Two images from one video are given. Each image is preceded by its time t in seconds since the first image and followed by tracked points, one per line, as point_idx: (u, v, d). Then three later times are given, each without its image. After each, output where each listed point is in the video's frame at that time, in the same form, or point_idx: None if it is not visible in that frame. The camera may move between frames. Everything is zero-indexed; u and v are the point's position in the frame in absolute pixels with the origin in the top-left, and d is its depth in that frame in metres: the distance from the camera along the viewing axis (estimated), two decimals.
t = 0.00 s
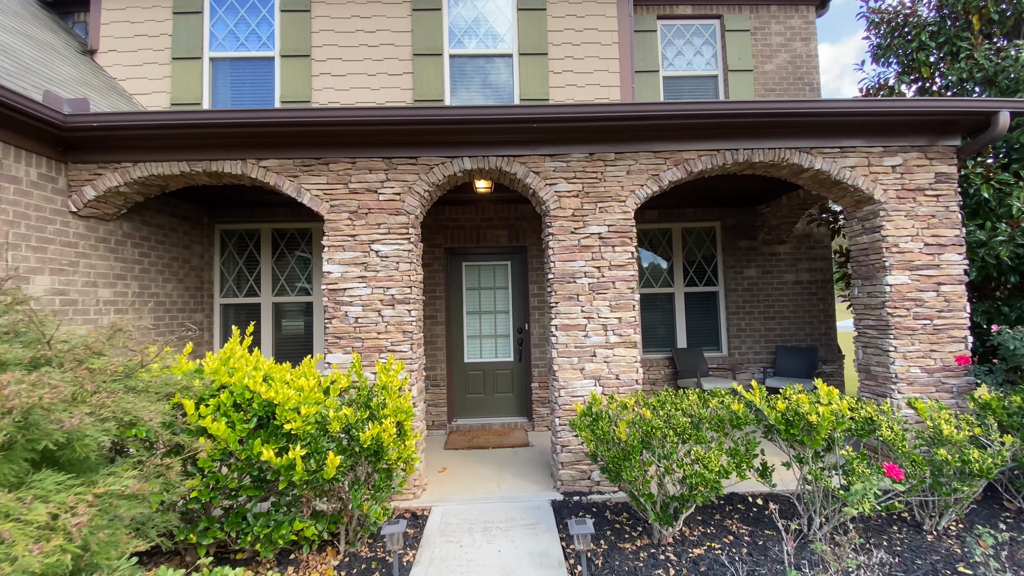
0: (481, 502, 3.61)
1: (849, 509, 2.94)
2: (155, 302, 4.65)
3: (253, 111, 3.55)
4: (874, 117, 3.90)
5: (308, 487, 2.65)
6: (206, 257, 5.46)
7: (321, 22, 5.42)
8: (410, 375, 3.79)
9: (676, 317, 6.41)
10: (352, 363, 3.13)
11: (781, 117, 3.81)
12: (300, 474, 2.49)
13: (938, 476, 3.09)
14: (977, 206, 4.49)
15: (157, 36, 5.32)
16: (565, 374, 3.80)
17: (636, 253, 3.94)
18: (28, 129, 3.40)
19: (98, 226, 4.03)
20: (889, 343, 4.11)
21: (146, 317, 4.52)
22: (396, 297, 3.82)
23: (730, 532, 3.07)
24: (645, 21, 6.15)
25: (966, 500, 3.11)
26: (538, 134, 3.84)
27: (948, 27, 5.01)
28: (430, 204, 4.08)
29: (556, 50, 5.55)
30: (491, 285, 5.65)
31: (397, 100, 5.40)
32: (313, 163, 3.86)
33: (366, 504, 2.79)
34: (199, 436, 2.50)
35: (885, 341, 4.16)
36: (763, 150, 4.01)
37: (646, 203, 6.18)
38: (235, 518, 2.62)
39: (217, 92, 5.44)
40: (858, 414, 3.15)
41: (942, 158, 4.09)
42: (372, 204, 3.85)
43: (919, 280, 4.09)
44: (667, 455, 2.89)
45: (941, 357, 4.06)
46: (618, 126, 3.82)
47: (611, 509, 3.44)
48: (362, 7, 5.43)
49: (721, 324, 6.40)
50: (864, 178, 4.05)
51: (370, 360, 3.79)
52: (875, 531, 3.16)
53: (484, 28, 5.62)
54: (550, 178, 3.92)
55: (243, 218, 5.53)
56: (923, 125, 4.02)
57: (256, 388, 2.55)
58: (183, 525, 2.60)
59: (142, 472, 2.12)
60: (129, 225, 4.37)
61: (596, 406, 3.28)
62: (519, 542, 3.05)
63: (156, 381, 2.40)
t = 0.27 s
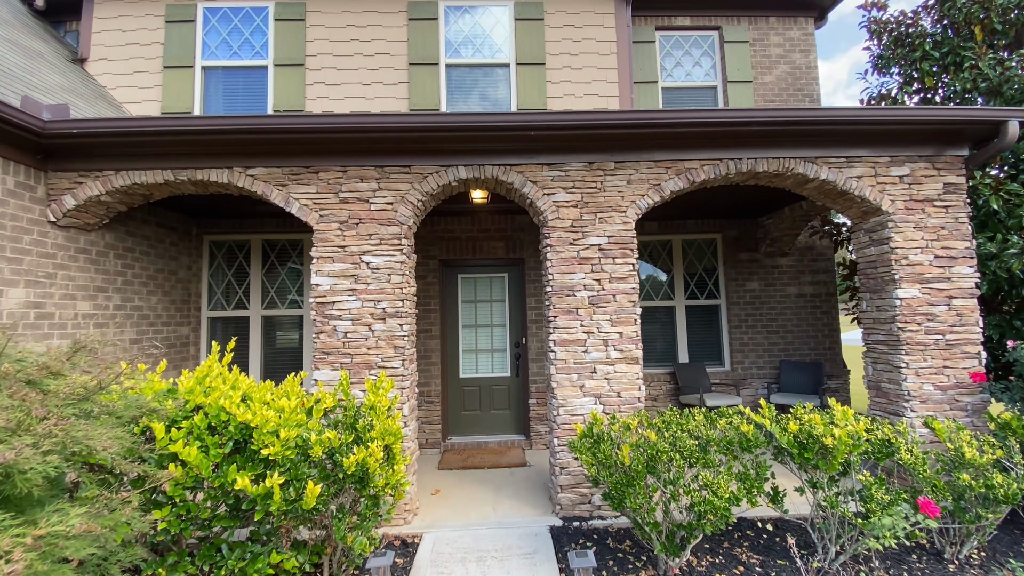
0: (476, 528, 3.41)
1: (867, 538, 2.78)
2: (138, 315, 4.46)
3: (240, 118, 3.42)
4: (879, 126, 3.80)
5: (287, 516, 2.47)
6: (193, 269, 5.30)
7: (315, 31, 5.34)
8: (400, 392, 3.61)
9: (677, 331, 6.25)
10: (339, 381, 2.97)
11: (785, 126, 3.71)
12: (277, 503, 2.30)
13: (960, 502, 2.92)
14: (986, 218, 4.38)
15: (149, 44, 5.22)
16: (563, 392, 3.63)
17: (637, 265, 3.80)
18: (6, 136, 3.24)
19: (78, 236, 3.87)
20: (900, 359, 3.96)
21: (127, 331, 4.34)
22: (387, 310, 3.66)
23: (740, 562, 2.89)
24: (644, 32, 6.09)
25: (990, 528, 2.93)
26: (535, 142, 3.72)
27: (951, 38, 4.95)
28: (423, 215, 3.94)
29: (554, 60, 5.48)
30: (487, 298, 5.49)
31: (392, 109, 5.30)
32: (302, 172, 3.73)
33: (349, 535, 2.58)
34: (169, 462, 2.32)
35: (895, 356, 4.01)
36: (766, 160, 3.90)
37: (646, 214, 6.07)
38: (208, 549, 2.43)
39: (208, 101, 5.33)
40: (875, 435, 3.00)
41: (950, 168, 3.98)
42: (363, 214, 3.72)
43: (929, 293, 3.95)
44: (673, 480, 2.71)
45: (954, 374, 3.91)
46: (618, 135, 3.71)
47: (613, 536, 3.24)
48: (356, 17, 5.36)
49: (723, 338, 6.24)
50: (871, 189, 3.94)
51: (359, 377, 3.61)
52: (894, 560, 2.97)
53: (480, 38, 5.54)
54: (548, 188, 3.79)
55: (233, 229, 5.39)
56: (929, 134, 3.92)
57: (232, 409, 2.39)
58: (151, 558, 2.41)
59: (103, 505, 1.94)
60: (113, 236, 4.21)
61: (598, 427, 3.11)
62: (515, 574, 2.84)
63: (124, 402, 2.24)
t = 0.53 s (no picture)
0: (474, 560, 3.20)
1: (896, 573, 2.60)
2: (125, 332, 4.29)
3: (234, 129, 3.33)
4: (888, 139, 3.73)
5: (270, 551, 2.27)
6: (185, 285, 5.15)
7: (315, 46, 5.31)
8: (395, 414, 3.44)
9: (682, 349, 6.08)
10: (330, 402, 2.81)
11: (793, 138, 3.63)
12: (260, 537, 2.11)
13: (992, 533, 2.74)
14: (999, 233, 4.27)
15: (146, 58, 5.17)
16: (567, 413, 3.45)
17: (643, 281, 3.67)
18: None
19: (64, 250, 3.72)
20: (917, 378, 3.80)
21: (113, 349, 4.16)
22: (382, 327, 3.51)
23: None
24: (644, 49, 6.09)
25: None
26: (537, 154, 3.63)
27: (954, 52, 4.95)
28: (422, 228, 3.82)
29: (554, 76, 5.45)
30: (487, 314, 5.34)
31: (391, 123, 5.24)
32: (297, 184, 3.62)
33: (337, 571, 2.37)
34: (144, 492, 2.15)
35: (912, 376, 3.85)
36: (774, 173, 3.80)
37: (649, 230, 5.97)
38: None
39: (205, 115, 5.26)
40: (900, 461, 2.85)
41: (962, 182, 3.89)
42: (359, 227, 3.59)
43: (945, 310, 3.82)
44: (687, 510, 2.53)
45: (973, 394, 3.75)
46: (622, 147, 3.62)
47: (622, 570, 3.03)
48: (356, 32, 5.35)
49: (729, 356, 6.07)
50: (882, 203, 3.84)
51: (352, 398, 3.44)
52: None
53: (481, 53, 5.52)
54: (550, 201, 3.67)
55: (226, 243, 5.26)
56: (939, 147, 3.84)
57: (213, 434, 2.23)
58: None
59: (64, 543, 1.75)
60: (101, 250, 4.06)
61: (605, 451, 2.94)
62: None
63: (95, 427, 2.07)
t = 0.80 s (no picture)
0: None
1: None
2: (116, 356, 4.14)
3: (233, 146, 3.25)
4: (900, 157, 3.66)
5: None
6: (180, 306, 5.02)
7: (319, 68, 5.32)
8: (393, 443, 3.27)
9: (690, 372, 5.90)
10: (325, 432, 2.65)
11: (804, 155, 3.55)
12: None
13: None
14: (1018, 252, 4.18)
15: (149, 80, 5.17)
16: (575, 442, 3.27)
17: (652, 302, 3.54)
18: None
19: (55, 271, 3.59)
20: (940, 404, 3.63)
21: (102, 373, 3.99)
22: (381, 350, 3.36)
23: None
24: (646, 71, 6.11)
25: None
26: (542, 173, 3.54)
27: (961, 71, 5.19)
28: (423, 248, 3.71)
29: (558, 96, 5.43)
30: (489, 336, 5.19)
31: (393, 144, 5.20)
32: (296, 203, 3.53)
33: None
34: (121, 530, 1.97)
35: (934, 402, 3.68)
36: (784, 192, 3.71)
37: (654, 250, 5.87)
38: None
39: (206, 135, 5.22)
40: (933, 494, 2.72)
41: (978, 201, 3.80)
42: (359, 247, 3.49)
43: (966, 332, 3.67)
44: (707, 551, 2.35)
45: (1000, 421, 3.57)
46: (629, 165, 3.54)
47: None
48: (360, 55, 5.37)
49: (739, 381, 5.89)
50: (896, 222, 3.74)
51: (349, 426, 3.27)
52: None
53: (484, 75, 5.52)
54: (556, 220, 3.57)
55: (224, 264, 5.15)
56: (952, 166, 3.77)
57: (198, 466, 2.06)
58: None
59: None
60: (94, 271, 3.94)
61: (617, 484, 2.77)
62: None
63: (71, 458, 1.91)
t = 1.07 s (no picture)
0: None
1: None
2: (111, 378, 4.03)
3: (234, 165, 3.22)
4: (912, 173, 3.59)
5: None
6: (179, 327, 4.93)
7: (324, 90, 5.35)
8: (393, 472, 3.13)
9: (700, 395, 5.72)
10: (321, 459, 2.50)
11: (814, 172, 3.49)
12: None
13: None
14: None
15: (156, 102, 5.21)
16: (584, 470, 3.11)
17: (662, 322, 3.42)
18: None
19: (52, 291, 3.52)
20: (965, 429, 3.45)
21: (97, 397, 3.87)
22: (382, 373, 3.25)
23: None
24: (649, 92, 6.13)
25: None
26: (547, 190, 3.48)
27: (966, 90, 5.56)
28: (426, 267, 3.63)
29: (562, 117, 5.43)
30: (493, 358, 5.06)
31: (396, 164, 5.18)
32: (297, 222, 3.47)
33: None
34: (101, 567, 1.80)
35: (959, 427, 3.50)
36: (795, 210, 3.63)
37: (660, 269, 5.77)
38: None
39: (210, 157, 5.23)
40: (967, 526, 2.54)
41: (995, 218, 3.70)
42: (361, 266, 3.41)
43: (990, 353, 3.52)
44: None
45: None
46: (636, 182, 3.48)
47: None
48: (365, 77, 5.41)
49: (751, 404, 5.70)
50: (912, 240, 3.64)
51: (346, 453, 3.13)
52: None
53: (488, 96, 5.54)
54: (562, 238, 3.49)
55: (224, 285, 5.08)
56: (966, 182, 3.70)
57: (185, 498, 1.90)
58: None
59: None
60: (92, 291, 3.86)
61: (630, 517, 2.61)
62: None
63: (47, 489, 1.75)
